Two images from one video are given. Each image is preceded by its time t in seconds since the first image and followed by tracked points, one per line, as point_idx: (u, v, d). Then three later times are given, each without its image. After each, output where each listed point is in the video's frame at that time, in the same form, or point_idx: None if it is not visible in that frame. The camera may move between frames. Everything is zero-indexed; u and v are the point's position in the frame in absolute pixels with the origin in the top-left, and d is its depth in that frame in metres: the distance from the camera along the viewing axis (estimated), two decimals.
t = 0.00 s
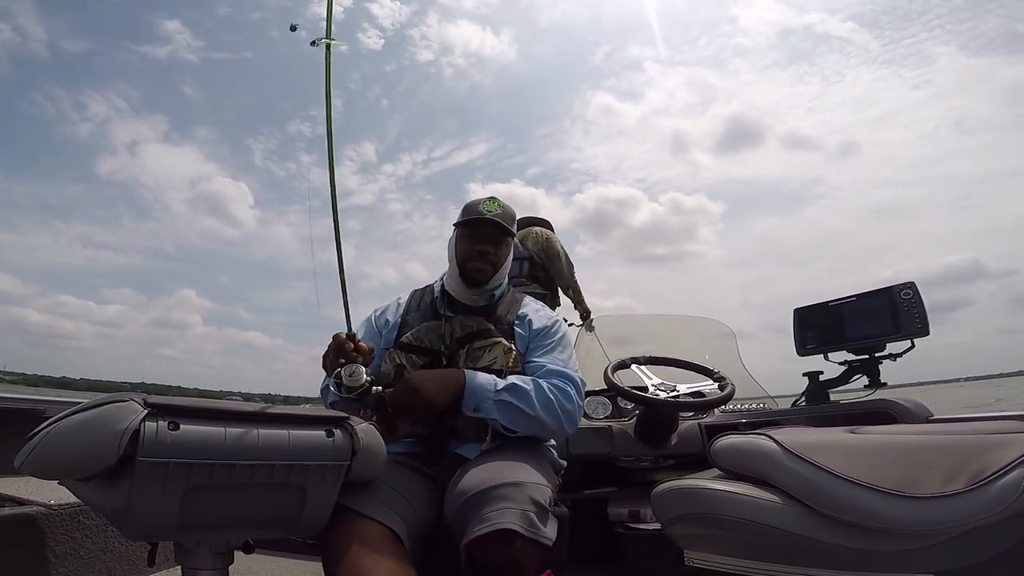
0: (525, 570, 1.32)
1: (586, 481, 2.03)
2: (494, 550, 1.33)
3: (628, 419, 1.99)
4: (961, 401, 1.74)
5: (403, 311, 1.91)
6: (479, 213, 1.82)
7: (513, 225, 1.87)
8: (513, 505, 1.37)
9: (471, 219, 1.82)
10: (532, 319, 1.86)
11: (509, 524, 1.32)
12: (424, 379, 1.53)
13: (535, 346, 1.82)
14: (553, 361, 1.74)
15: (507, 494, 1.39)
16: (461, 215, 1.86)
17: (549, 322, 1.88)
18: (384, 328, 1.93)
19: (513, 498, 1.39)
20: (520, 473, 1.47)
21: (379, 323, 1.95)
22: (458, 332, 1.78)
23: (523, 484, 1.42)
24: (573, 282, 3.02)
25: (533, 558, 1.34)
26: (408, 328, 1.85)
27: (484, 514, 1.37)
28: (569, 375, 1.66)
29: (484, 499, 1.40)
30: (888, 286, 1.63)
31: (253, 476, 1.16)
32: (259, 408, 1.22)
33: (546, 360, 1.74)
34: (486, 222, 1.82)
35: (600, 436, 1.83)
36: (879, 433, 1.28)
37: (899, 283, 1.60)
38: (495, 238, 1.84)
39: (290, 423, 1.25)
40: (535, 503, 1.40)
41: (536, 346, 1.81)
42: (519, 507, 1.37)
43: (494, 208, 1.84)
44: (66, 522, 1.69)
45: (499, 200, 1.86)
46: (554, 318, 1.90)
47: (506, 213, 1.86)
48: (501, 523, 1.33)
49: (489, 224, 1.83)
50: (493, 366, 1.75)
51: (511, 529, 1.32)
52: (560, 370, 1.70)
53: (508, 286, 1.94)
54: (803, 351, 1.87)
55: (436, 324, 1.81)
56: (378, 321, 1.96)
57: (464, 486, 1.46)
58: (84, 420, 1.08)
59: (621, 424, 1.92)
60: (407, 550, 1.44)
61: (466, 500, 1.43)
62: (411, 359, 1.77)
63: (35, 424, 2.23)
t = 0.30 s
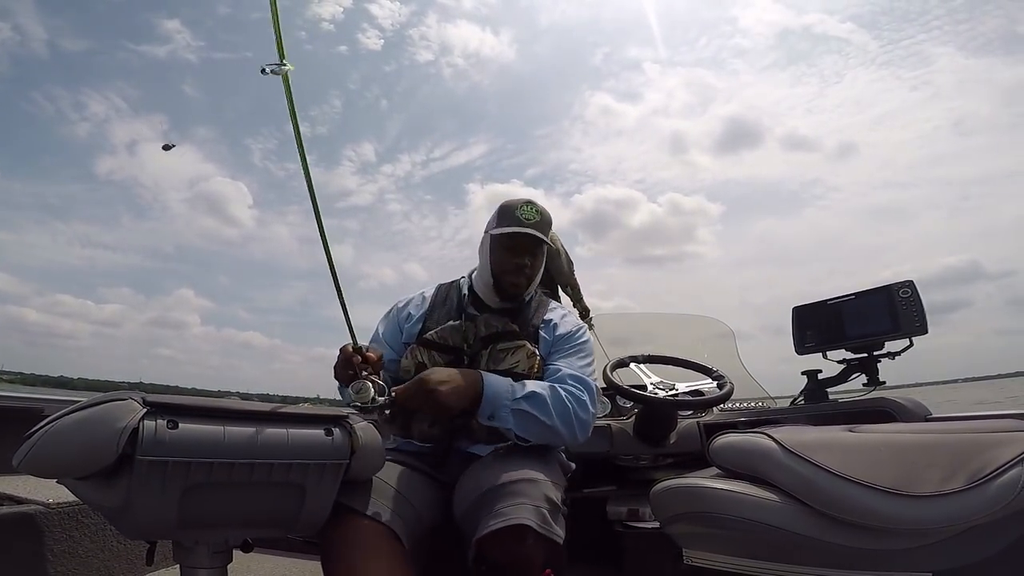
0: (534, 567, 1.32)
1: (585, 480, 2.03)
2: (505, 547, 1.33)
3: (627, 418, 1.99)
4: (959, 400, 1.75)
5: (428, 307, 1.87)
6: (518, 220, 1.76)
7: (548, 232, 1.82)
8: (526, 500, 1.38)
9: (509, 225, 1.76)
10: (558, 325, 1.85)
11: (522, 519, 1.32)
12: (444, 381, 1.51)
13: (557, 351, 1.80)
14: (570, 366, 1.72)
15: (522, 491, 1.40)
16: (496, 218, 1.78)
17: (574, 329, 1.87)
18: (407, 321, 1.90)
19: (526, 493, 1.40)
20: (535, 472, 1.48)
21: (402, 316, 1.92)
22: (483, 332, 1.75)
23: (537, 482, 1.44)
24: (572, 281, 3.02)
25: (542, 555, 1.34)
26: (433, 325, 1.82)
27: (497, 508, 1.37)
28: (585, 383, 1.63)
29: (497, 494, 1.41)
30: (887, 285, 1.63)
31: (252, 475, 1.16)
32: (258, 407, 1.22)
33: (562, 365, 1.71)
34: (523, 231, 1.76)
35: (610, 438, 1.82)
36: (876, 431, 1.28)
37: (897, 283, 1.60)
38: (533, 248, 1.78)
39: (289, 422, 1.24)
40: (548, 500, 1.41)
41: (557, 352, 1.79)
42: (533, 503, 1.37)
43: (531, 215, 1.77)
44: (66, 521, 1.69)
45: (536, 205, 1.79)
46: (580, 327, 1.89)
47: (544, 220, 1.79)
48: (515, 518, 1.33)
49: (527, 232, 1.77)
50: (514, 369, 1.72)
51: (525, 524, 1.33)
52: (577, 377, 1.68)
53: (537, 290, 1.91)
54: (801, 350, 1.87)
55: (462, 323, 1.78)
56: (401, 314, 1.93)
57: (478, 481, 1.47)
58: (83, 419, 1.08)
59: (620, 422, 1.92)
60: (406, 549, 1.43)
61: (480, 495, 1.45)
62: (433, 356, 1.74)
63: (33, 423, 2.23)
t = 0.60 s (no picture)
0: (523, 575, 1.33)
1: (584, 481, 2.02)
2: (491, 557, 1.34)
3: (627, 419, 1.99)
4: (958, 400, 1.75)
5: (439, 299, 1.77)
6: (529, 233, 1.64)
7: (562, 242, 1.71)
8: (508, 512, 1.37)
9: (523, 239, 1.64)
10: (581, 342, 1.73)
11: (501, 533, 1.32)
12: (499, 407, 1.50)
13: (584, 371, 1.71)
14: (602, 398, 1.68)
15: (507, 501, 1.39)
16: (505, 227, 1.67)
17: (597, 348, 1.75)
18: (419, 314, 1.77)
19: (509, 505, 1.38)
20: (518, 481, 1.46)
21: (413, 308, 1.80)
22: (500, 335, 1.62)
23: (522, 491, 1.42)
24: (572, 281, 3.02)
25: (533, 561, 1.34)
26: (445, 326, 1.69)
27: (478, 519, 1.37)
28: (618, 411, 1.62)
29: (479, 506, 1.41)
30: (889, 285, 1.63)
31: (250, 476, 1.16)
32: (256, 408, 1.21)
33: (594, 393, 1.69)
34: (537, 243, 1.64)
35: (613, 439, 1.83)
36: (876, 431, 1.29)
37: (896, 283, 1.60)
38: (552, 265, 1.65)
39: (287, 422, 1.24)
40: (531, 510, 1.39)
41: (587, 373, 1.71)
42: (514, 515, 1.36)
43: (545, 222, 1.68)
44: (66, 521, 1.69)
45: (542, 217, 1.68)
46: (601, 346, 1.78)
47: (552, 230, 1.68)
48: (495, 531, 1.33)
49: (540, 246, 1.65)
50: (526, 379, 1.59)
51: (509, 536, 1.32)
52: (611, 411, 1.66)
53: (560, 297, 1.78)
54: (801, 350, 1.87)
55: (477, 326, 1.66)
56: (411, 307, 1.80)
57: (463, 490, 1.47)
58: (82, 420, 1.08)
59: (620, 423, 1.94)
60: (404, 551, 1.43)
61: (463, 504, 1.45)
62: (441, 359, 1.63)
63: (32, 424, 2.22)
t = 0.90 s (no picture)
0: None
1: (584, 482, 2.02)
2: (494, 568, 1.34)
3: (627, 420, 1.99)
4: (959, 401, 1.75)
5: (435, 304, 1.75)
6: (532, 256, 1.57)
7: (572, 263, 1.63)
8: (513, 524, 1.37)
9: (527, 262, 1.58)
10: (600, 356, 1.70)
11: (506, 546, 1.32)
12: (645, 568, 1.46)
13: (608, 389, 1.69)
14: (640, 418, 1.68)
15: (510, 513, 1.39)
16: (508, 250, 1.60)
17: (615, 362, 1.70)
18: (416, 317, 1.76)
19: (514, 517, 1.38)
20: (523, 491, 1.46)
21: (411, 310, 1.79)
22: (502, 348, 1.61)
23: (525, 502, 1.42)
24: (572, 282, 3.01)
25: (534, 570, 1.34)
26: (443, 335, 1.67)
27: (482, 532, 1.37)
28: (661, 426, 1.64)
29: (484, 519, 1.41)
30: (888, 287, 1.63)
31: (249, 477, 1.15)
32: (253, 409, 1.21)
33: (634, 409, 1.69)
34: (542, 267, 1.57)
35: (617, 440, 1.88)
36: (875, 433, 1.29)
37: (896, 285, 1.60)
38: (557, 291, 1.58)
39: (285, 423, 1.24)
40: (535, 520, 1.39)
41: (616, 393, 1.69)
42: (520, 527, 1.36)
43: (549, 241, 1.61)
44: (65, 523, 1.68)
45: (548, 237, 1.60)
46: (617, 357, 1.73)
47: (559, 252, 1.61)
48: (500, 544, 1.33)
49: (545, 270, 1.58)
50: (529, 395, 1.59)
51: (512, 547, 1.32)
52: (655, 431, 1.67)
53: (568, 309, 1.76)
54: (800, 352, 1.87)
55: (478, 338, 1.64)
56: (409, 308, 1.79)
57: (466, 499, 1.47)
58: (79, 422, 1.07)
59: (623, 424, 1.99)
60: (402, 553, 1.43)
61: (468, 515, 1.45)
62: (441, 371, 1.61)
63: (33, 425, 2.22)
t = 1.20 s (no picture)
0: None
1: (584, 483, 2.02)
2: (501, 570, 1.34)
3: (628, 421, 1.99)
4: (960, 401, 1.74)
5: (447, 308, 1.73)
6: (540, 284, 1.49)
7: (584, 287, 1.54)
8: (522, 525, 1.37)
9: (533, 290, 1.49)
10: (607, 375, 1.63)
11: (516, 547, 1.32)
12: None
13: (612, 409, 1.60)
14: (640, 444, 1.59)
15: (518, 515, 1.39)
16: (514, 278, 1.51)
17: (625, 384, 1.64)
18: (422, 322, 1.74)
19: (523, 518, 1.39)
20: (531, 493, 1.46)
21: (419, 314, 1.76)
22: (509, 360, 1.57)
23: (533, 504, 1.43)
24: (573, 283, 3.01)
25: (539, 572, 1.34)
26: (451, 344, 1.65)
27: (490, 534, 1.37)
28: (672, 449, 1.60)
29: (492, 520, 1.41)
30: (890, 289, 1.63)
31: (250, 478, 1.15)
32: (254, 410, 1.21)
33: (633, 437, 1.59)
34: (548, 296, 1.49)
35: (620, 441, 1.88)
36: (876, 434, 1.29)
37: (899, 288, 1.60)
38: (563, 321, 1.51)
39: (285, 424, 1.24)
40: (543, 522, 1.40)
41: (619, 413, 1.60)
42: (529, 529, 1.36)
43: (559, 268, 1.51)
44: (66, 525, 1.68)
45: (558, 265, 1.50)
46: (628, 379, 1.66)
47: (569, 280, 1.51)
48: (509, 546, 1.33)
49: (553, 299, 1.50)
50: (533, 409, 1.57)
51: (523, 549, 1.32)
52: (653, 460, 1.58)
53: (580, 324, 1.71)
54: (802, 353, 1.87)
55: (485, 349, 1.60)
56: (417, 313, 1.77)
57: (472, 501, 1.47)
58: (80, 423, 1.07)
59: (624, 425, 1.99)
60: (402, 554, 1.43)
61: (475, 517, 1.45)
62: (444, 380, 1.59)
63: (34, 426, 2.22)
